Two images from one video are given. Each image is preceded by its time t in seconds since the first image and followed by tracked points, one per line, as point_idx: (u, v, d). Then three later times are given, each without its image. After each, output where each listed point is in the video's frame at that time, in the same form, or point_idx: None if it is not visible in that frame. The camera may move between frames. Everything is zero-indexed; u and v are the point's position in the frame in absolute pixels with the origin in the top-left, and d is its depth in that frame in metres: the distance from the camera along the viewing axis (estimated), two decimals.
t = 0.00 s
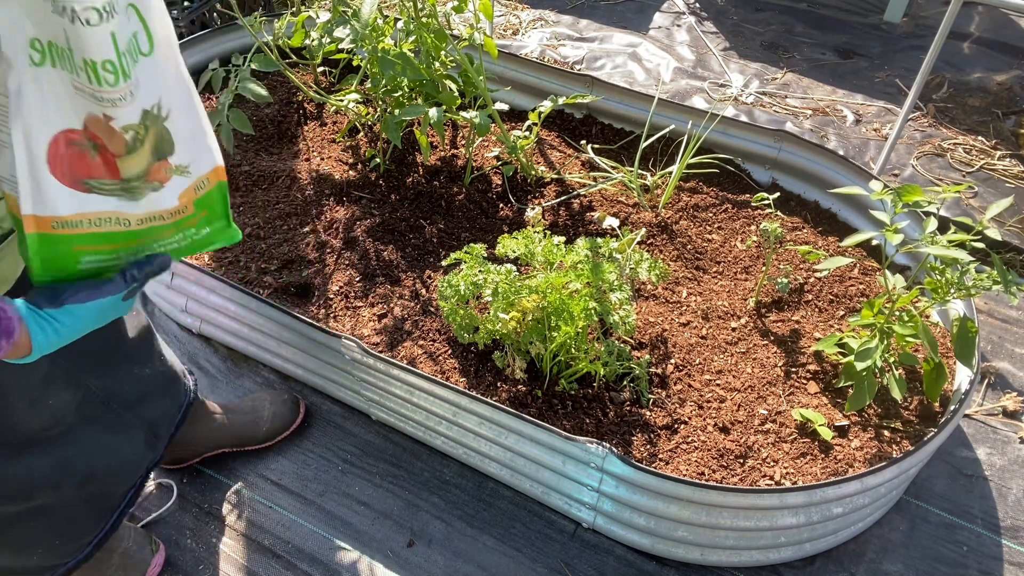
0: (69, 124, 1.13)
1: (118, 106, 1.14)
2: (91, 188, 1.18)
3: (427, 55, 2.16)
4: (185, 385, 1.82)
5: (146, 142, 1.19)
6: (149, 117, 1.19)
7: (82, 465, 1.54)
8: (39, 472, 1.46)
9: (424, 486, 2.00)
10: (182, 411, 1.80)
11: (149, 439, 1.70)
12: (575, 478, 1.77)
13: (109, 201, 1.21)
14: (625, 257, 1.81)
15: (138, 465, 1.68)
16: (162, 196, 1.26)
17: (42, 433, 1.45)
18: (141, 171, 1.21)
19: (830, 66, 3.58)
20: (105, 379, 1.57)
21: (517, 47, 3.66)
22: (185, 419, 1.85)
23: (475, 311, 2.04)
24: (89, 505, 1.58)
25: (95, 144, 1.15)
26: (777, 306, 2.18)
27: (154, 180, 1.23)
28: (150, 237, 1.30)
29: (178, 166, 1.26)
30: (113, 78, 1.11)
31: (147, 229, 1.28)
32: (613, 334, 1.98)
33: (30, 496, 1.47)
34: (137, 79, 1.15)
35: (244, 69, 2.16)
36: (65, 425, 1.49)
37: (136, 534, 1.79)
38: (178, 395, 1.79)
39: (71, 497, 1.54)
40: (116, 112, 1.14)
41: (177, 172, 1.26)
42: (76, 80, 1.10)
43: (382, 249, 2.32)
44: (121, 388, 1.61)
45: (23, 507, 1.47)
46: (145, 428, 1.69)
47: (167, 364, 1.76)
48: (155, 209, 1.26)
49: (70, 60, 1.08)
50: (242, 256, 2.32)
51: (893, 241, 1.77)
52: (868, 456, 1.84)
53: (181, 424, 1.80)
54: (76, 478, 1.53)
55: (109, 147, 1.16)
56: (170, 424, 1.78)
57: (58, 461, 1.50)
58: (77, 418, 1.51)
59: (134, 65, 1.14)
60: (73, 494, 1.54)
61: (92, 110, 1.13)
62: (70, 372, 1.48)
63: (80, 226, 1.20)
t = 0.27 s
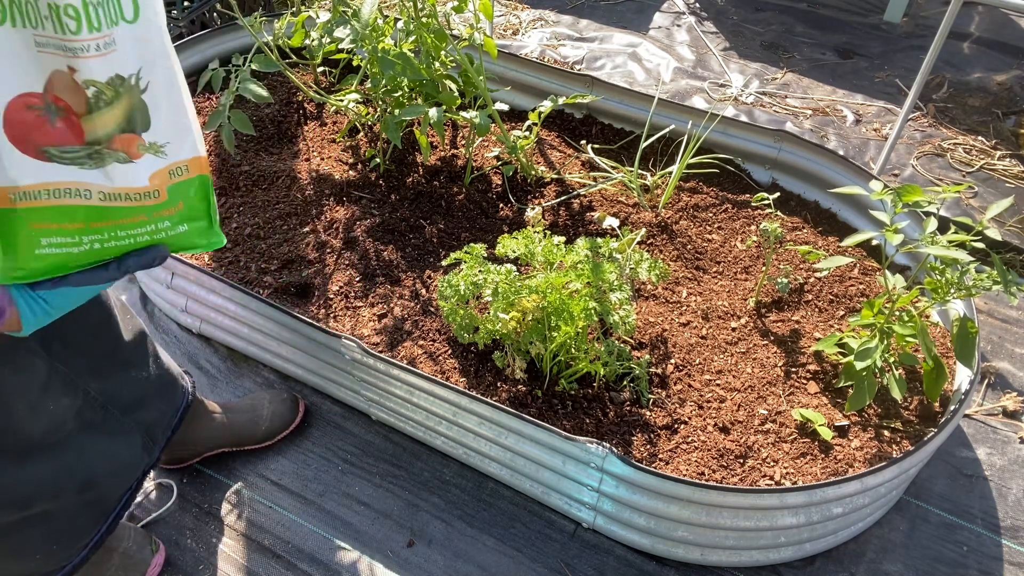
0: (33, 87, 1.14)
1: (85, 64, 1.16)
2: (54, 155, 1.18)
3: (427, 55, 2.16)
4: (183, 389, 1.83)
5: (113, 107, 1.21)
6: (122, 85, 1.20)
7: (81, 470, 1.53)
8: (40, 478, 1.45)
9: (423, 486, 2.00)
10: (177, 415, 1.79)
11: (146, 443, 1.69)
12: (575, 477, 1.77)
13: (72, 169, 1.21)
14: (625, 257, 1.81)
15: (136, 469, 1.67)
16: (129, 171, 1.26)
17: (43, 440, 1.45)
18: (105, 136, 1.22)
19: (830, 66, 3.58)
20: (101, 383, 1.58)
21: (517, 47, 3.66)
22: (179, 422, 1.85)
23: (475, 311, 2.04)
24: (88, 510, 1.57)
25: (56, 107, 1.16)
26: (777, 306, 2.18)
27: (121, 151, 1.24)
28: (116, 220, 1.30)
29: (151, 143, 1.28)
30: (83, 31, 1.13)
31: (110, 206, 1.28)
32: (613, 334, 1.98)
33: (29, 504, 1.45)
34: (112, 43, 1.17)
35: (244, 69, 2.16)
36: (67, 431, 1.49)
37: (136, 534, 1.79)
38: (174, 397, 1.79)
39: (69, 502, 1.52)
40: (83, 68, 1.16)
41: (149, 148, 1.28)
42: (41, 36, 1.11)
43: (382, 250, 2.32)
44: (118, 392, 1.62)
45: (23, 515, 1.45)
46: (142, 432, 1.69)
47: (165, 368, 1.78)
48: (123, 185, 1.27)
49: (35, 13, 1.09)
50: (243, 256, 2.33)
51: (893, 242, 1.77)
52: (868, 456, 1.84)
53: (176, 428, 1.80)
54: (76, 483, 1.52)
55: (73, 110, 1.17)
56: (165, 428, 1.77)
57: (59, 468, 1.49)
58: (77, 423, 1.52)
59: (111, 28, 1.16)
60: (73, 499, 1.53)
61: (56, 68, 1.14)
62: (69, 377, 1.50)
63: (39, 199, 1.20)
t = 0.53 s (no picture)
0: None
1: (44, 30, 1.01)
2: (10, 133, 1.04)
3: (428, 55, 2.16)
4: (179, 392, 1.79)
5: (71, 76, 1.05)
6: (86, 56, 1.05)
7: (76, 476, 1.51)
8: (34, 485, 1.43)
9: (423, 486, 2.00)
10: (174, 420, 1.75)
11: (143, 448, 1.66)
12: (575, 478, 1.76)
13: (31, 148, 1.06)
14: (625, 258, 1.81)
15: (132, 474, 1.64)
16: (90, 149, 1.09)
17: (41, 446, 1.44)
18: (61, 109, 1.05)
19: (830, 66, 3.58)
20: (100, 388, 1.55)
21: (518, 47, 3.67)
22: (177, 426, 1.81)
23: (475, 311, 2.04)
24: (84, 515, 1.56)
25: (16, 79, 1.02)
26: (777, 306, 2.18)
27: (79, 126, 1.07)
28: (81, 208, 1.13)
29: (118, 122, 1.10)
30: None
31: (71, 190, 1.11)
32: (612, 334, 1.98)
33: (23, 511, 1.43)
34: (77, 9, 1.02)
35: (244, 69, 2.16)
36: (64, 436, 1.48)
37: (136, 534, 1.78)
38: (172, 401, 1.75)
39: (64, 509, 1.51)
40: (39, 33, 1.01)
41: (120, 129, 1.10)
42: None
43: (382, 250, 2.32)
44: (116, 396, 1.59)
45: (17, 523, 1.43)
46: (139, 437, 1.65)
47: (162, 371, 1.74)
48: (81, 164, 1.09)
49: None
50: (243, 255, 2.33)
51: (893, 242, 1.77)
52: (868, 456, 1.84)
53: (173, 431, 1.77)
54: (71, 489, 1.50)
55: (31, 81, 1.03)
56: (163, 433, 1.73)
57: (54, 475, 1.47)
58: (74, 428, 1.50)
59: None
60: (67, 506, 1.51)
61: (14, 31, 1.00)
62: (67, 383, 1.46)
63: None
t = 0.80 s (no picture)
0: None
1: (35, 68, 1.01)
2: None
3: (427, 55, 2.16)
4: (177, 395, 1.78)
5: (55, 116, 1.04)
6: (73, 97, 1.04)
7: (71, 478, 1.51)
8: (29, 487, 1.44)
9: (423, 486, 2.00)
10: (172, 423, 1.75)
11: (140, 452, 1.66)
12: (575, 477, 1.76)
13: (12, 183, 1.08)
14: (625, 257, 1.81)
15: (128, 477, 1.64)
16: (68, 189, 1.10)
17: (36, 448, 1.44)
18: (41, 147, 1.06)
19: (830, 66, 3.58)
20: (98, 392, 1.55)
21: (518, 47, 3.67)
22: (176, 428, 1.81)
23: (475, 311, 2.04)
24: (78, 517, 1.56)
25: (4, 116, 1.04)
26: (777, 306, 2.18)
27: (60, 166, 1.08)
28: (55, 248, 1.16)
29: (99, 164, 1.09)
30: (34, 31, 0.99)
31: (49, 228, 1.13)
32: (612, 334, 1.99)
33: (17, 514, 1.45)
34: (70, 52, 1.01)
35: (244, 69, 2.16)
36: (60, 439, 1.49)
37: (136, 534, 1.78)
38: (170, 404, 1.76)
39: (59, 511, 1.51)
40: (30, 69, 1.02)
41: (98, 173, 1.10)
42: None
43: (382, 250, 2.32)
44: (115, 399, 1.59)
45: (12, 525, 1.45)
46: (136, 440, 1.66)
47: (161, 374, 1.73)
48: (57, 204, 1.11)
49: None
50: (243, 256, 2.33)
51: (893, 241, 1.77)
52: (868, 456, 1.84)
53: (170, 434, 1.77)
54: (66, 492, 1.51)
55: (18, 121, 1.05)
56: (160, 436, 1.73)
57: (49, 477, 1.48)
58: (71, 432, 1.51)
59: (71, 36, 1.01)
60: (62, 508, 1.52)
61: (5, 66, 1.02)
62: (65, 386, 1.47)
63: None
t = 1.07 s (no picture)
0: None
1: None
2: None
3: (427, 55, 2.16)
4: (176, 396, 1.78)
5: None
6: (12, 93, 1.05)
7: (65, 480, 1.51)
8: (23, 488, 1.44)
9: (423, 486, 2.00)
10: (170, 423, 1.74)
11: (137, 453, 1.66)
12: (575, 477, 1.76)
13: None
14: (625, 257, 1.81)
15: (125, 478, 1.64)
16: (12, 185, 1.12)
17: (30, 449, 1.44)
18: None
19: (830, 66, 3.58)
20: (95, 393, 1.55)
21: (518, 47, 3.67)
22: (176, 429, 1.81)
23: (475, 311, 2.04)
24: (75, 519, 1.55)
25: None
26: (777, 306, 2.18)
27: (4, 162, 1.09)
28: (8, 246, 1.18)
29: (44, 157, 1.12)
30: None
31: None
32: (613, 334, 1.99)
33: (12, 516, 1.44)
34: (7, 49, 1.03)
35: (244, 69, 2.15)
36: (54, 441, 1.48)
37: (136, 534, 1.78)
38: (169, 405, 1.75)
39: (54, 513, 1.51)
40: None
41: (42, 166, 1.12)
42: None
43: (382, 250, 2.32)
44: (111, 401, 1.59)
45: (7, 527, 1.44)
46: (133, 441, 1.65)
47: (159, 375, 1.73)
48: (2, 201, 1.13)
49: None
50: (243, 255, 2.33)
51: (893, 242, 1.77)
52: (868, 456, 1.84)
53: (169, 435, 1.76)
54: (60, 493, 1.51)
55: None
56: (159, 437, 1.73)
57: (43, 479, 1.47)
58: (67, 433, 1.50)
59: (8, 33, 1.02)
60: (57, 510, 1.51)
61: None
62: (59, 388, 1.47)
63: None
